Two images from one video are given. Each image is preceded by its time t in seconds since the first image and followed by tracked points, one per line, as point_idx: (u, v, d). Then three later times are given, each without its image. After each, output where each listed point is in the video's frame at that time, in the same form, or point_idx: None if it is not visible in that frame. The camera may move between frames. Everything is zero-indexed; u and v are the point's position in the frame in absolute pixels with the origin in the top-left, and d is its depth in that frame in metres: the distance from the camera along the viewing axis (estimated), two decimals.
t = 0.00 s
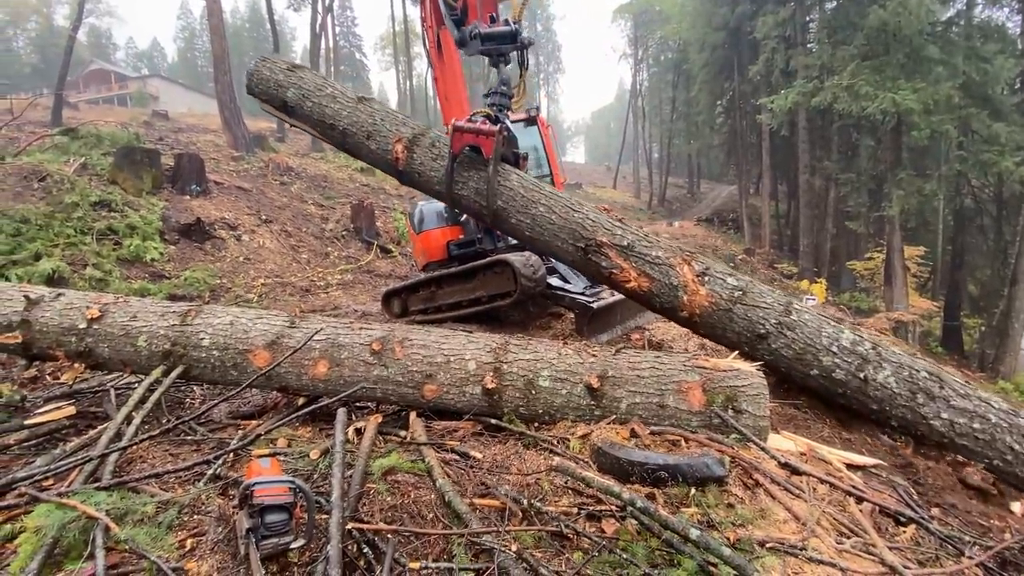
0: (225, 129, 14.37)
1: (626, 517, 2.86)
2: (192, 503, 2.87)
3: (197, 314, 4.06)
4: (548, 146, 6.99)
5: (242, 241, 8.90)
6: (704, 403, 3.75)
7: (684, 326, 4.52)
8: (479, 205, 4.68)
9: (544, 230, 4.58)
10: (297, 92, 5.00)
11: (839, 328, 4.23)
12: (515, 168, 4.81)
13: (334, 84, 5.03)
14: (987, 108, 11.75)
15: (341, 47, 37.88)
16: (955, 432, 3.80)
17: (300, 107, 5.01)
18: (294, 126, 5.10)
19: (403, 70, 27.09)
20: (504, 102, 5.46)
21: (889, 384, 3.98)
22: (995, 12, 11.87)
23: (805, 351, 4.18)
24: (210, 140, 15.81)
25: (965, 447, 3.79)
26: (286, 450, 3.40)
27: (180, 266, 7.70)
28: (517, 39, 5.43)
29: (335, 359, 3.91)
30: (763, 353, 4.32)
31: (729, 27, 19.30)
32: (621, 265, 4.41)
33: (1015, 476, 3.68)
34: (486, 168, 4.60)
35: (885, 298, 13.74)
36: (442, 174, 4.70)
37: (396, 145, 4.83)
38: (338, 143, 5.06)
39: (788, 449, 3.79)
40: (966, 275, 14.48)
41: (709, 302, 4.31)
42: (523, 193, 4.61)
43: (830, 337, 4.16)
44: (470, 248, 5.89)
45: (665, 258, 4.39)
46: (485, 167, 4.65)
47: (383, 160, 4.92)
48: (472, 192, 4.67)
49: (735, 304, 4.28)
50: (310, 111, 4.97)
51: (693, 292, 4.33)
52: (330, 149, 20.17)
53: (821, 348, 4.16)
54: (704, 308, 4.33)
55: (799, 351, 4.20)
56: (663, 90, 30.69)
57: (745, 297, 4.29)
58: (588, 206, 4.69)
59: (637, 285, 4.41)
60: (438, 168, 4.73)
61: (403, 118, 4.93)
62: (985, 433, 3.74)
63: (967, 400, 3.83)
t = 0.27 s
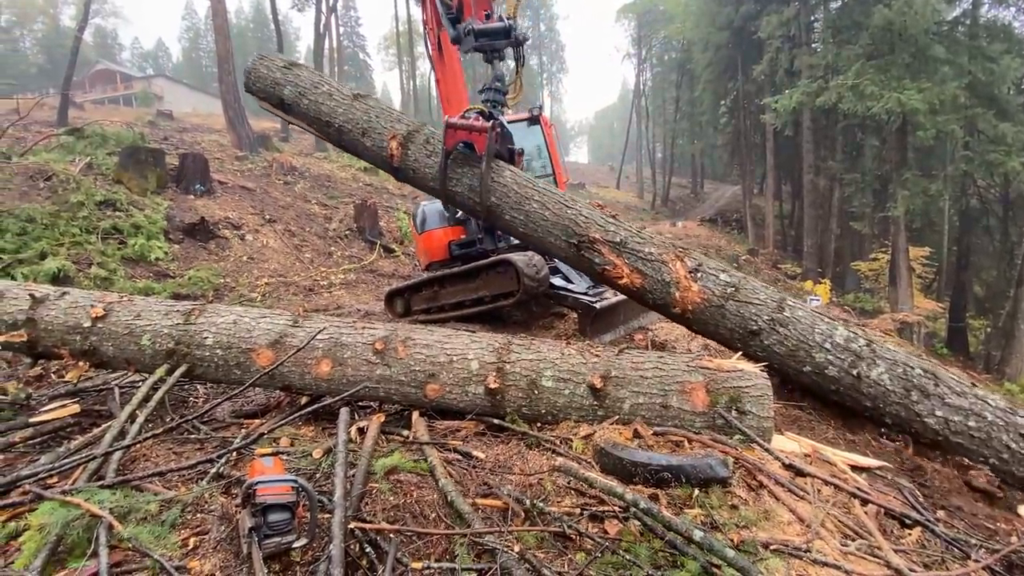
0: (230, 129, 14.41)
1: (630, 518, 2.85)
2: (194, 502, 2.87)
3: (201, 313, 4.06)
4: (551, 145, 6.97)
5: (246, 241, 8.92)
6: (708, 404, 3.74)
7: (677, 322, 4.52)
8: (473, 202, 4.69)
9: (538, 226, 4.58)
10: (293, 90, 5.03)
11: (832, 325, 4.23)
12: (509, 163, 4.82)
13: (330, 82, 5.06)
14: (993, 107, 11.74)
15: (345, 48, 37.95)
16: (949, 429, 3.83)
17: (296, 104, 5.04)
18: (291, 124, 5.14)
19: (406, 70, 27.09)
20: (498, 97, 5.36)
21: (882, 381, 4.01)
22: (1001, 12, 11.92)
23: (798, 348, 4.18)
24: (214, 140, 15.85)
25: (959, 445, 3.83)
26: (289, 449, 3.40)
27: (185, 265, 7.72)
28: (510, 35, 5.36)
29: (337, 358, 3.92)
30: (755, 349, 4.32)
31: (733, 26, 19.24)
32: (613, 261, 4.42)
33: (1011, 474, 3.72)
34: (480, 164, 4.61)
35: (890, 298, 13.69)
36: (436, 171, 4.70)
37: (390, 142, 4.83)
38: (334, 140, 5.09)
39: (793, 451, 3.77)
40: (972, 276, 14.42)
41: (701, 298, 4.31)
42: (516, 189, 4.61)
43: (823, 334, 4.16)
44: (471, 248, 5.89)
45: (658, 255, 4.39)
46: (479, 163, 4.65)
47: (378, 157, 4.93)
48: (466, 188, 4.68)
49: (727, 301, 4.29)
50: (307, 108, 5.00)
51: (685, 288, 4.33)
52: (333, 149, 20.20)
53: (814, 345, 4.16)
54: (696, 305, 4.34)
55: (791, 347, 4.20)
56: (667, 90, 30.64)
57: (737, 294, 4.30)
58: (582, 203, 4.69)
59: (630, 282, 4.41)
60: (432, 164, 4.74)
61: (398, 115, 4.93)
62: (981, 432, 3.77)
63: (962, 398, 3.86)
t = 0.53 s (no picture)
0: (234, 130, 14.45)
1: (632, 521, 2.85)
2: (198, 502, 2.88)
3: (205, 314, 4.07)
4: (553, 146, 6.96)
5: (250, 242, 8.94)
6: (711, 407, 3.73)
7: (671, 320, 4.52)
8: (469, 200, 4.71)
9: (532, 224, 4.59)
10: (291, 89, 5.05)
11: (827, 323, 4.22)
12: (505, 162, 4.82)
13: (327, 81, 5.07)
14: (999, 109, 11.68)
15: (349, 49, 38.03)
16: (944, 428, 3.81)
17: (294, 104, 5.07)
18: (289, 123, 5.17)
19: (410, 71, 27.13)
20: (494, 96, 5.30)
21: (876, 380, 4.00)
22: (1007, 12, 11.86)
23: (791, 347, 4.18)
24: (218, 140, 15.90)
25: (954, 444, 3.80)
26: (291, 450, 3.40)
27: (189, 266, 7.75)
28: (505, 34, 5.36)
29: (341, 359, 3.92)
30: (750, 347, 4.31)
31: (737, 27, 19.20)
32: (607, 259, 4.41)
33: (1007, 473, 3.66)
34: (474, 164, 4.63)
35: (894, 300, 13.64)
36: (432, 170, 4.72)
37: (386, 141, 4.85)
38: (332, 140, 5.11)
39: (797, 454, 3.76)
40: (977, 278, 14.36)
41: (696, 297, 4.31)
42: (511, 187, 4.61)
43: (816, 332, 4.16)
44: (473, 249, 5.89)
45: (652, 253, 4.38)
46: (474, 162, 4.67)
47: (375, 156, 4.94)
48: (462, 187, 4.70)
49: (721, 299, 4.28)
50: (304, 107, 5.03)
51: (679, 286, 4.33)
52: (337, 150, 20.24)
53: (808, 344, 4.15)
54: (690, 303, 4.33)
55: (785, 346, 4.19)
56: (671, 91, 30.60)
57: (731, 292, 4.29)
58: (576, 201, 4.70)
59: (624, 280, 4.42)
60: (427, 163, 4.75)
61: (394, 114, 4.94)
62: (976, 431, 3.74)
63: (956, 396, 3.85)
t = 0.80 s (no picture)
0: (238, 132, 14.50)
1: (635, 524, 2.84)
2: (201, 503, 2.88)
3: (209, 315, 4.08)
4: (557, 148, 6.96)
5: (254, 243, 8.96)
6: (714, 410, 3.72)
7: (669, 320, 4.51)
8: (467, 201, 4.71)
9: (530, 224, 4.59)
10: (291, 90, 5.07)
11: (825, 324, 4.21)
12: (503, 162, 4.82)
13: (327, 82, 5.08)
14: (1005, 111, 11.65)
15: (353, 51, 38.14)
16: (943, 430, 3.81)
17: (294, 105, 5.09)
18: (289, 124, 5.19)
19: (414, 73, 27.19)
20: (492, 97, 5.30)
21: (874, 381, 3.99)
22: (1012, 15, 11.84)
23: (788, 347, 4.17)
24: (223, 142, 15.95)
25: (953, 445, 3.81)
26: (294, 451, 3.41)
27: (193, 267, 7.77)
28: (503, 35, 5.36)
29: (343, 360, 3.93)
30: (750, 348, 4.30)
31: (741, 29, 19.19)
32: (604, 260, 4.42)
33: (1006, 475, 3.68)
34: (472, 164, 4.63)
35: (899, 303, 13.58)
36: (430, 170, 4.72)
37: (385, 142, 4.85)
38: (331, 140, 5.12)
39: (801, 458, 3.74)
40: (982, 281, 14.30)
41: (692, 296, 4.30)
42: (508, 187, 4.61)
43: (814, 332, 4.14)
44: (475, 251, 5.90)
45: (649, 253, 4.39)
46: (471, 162, 4.67)
47: (375, 156, 4.95)
48: (460, 187, 4.70)
49: (719, 299, 4.27)
50: (304, 108, 5.04)
51: (676, 286, 4.33)
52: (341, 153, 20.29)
53: (806, 344, 4.14)
54: (686, 303, 4.33)
55: (782, 346, 4.18)
56: (674, 93, 30.59)
57: (728, 292, 4.28)
58: (574, 201, 4.70)
59: (622, 280, 4.42)
60: (426, 163, 4.75)
61: (393, 114, 4.95)
62: (976, 432, 3.74)
63: (955, 398, 3.84)
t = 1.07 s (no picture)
0: (243, 135, 14.55)
1: (639, 529, 2.83)
2: (205, 505, 2.89)
3: (213, 318, 4.09)
4: (560, 152, 6.96)
5: (258, 246, 8.99)
6: (718, 414, 3.71)
7: (669, 322, 4.50)
8: (468, 202, 4.71)
9: (530, 225, 4.59)
10: (293, 92, 5.08)
11: (825, 325, 4.20)
12: (504, 163, 4.83)
13: (329, 84, 5.09)
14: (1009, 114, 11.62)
15: (357, 55, 38.26)
16: (944, 433, 3.83)
17: (296, 106, 5.09)
18: (291, 125, 5.20)
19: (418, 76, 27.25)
20: (493, 99, 5.30)
21: (876, 384, 3.98)
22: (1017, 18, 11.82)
23: (789, 349, 4.15)
24: (228, 145, 16.01)
25: (956, 448, 3.82)
26: (298, 454, 3.41)
27: (198, 270, 7.80)
28: (504, 38, 5.36)
29: (347, 364, 3.93)
30: (750, 350, 4.29)
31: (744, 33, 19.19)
32: (605, 261, 4.41)
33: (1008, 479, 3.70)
34: (472, 165, 4.64)
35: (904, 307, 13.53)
36: (431, 172, 4.73)
37: (387, 143, 4.86)
38: (333, 142, 5.13)
39: (805, 463, 3.73)
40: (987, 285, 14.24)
41: (693, 298, 4.29)
42: (509, 188, 4.62)
43: (815, 334, 4.13)
44: (479, 255, 5.90)
45: (650, 255, 4.38)
46: (472, 164, 4.68)
47: (376, 158, 4.96)
48: (461, 188, 4.70)
49: (719, 301, 4.25)
50: (306, 110, 5.05)
51: (676, 287, 4.32)
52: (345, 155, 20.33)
53: (807, 346, 4.13)
54: (687, 305, 4.32)
55: (783, 348, 4.17)
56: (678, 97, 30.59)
57: (729, 294, 4.26)
58: (575, 203, 4.70)
59: (622, 281, 4.41)
60: (427, 164, 4.76)
61: (394, 116, 4.96)
62: (978, 435, 3.76)
63: (957, 401, 3.86)
